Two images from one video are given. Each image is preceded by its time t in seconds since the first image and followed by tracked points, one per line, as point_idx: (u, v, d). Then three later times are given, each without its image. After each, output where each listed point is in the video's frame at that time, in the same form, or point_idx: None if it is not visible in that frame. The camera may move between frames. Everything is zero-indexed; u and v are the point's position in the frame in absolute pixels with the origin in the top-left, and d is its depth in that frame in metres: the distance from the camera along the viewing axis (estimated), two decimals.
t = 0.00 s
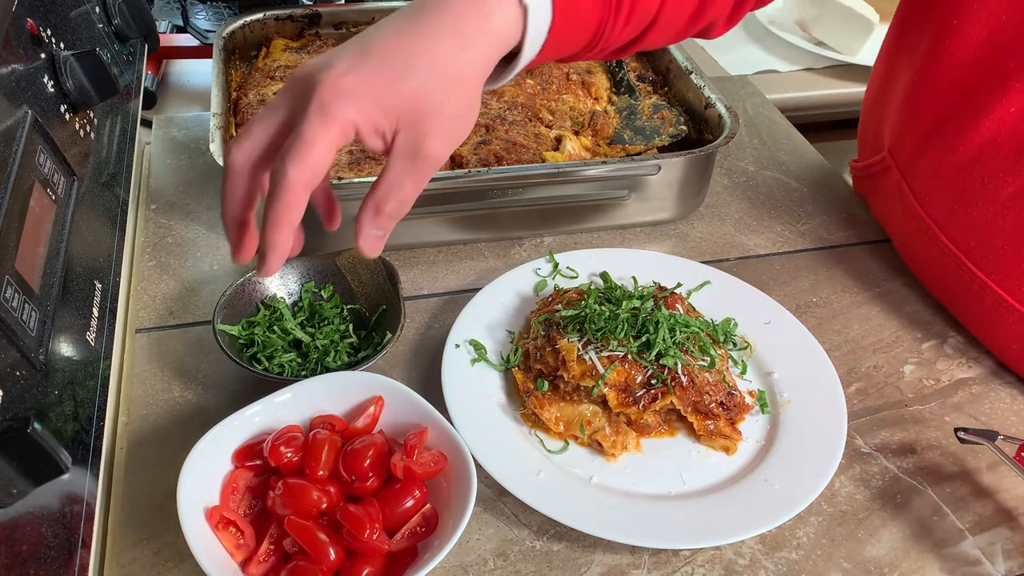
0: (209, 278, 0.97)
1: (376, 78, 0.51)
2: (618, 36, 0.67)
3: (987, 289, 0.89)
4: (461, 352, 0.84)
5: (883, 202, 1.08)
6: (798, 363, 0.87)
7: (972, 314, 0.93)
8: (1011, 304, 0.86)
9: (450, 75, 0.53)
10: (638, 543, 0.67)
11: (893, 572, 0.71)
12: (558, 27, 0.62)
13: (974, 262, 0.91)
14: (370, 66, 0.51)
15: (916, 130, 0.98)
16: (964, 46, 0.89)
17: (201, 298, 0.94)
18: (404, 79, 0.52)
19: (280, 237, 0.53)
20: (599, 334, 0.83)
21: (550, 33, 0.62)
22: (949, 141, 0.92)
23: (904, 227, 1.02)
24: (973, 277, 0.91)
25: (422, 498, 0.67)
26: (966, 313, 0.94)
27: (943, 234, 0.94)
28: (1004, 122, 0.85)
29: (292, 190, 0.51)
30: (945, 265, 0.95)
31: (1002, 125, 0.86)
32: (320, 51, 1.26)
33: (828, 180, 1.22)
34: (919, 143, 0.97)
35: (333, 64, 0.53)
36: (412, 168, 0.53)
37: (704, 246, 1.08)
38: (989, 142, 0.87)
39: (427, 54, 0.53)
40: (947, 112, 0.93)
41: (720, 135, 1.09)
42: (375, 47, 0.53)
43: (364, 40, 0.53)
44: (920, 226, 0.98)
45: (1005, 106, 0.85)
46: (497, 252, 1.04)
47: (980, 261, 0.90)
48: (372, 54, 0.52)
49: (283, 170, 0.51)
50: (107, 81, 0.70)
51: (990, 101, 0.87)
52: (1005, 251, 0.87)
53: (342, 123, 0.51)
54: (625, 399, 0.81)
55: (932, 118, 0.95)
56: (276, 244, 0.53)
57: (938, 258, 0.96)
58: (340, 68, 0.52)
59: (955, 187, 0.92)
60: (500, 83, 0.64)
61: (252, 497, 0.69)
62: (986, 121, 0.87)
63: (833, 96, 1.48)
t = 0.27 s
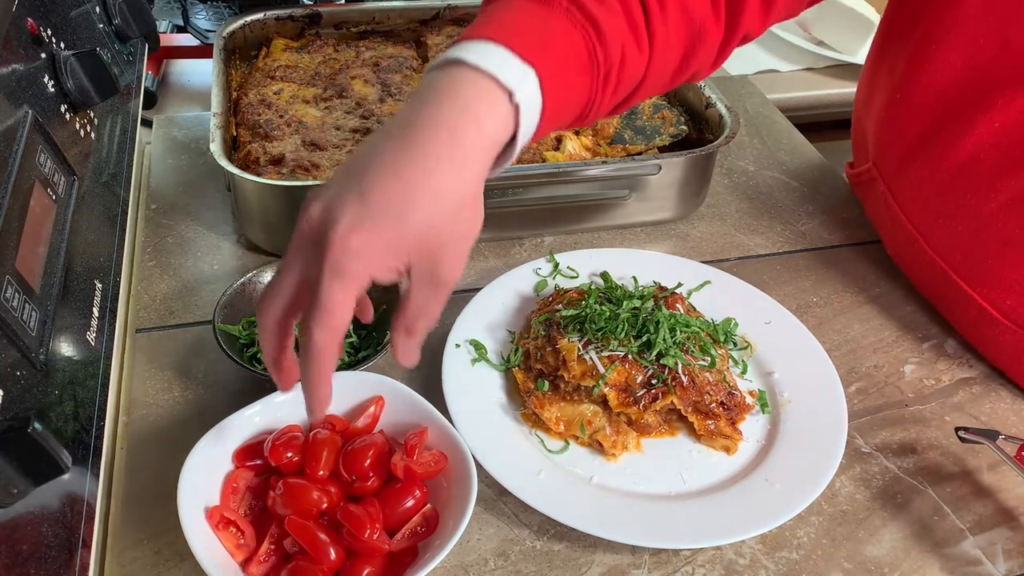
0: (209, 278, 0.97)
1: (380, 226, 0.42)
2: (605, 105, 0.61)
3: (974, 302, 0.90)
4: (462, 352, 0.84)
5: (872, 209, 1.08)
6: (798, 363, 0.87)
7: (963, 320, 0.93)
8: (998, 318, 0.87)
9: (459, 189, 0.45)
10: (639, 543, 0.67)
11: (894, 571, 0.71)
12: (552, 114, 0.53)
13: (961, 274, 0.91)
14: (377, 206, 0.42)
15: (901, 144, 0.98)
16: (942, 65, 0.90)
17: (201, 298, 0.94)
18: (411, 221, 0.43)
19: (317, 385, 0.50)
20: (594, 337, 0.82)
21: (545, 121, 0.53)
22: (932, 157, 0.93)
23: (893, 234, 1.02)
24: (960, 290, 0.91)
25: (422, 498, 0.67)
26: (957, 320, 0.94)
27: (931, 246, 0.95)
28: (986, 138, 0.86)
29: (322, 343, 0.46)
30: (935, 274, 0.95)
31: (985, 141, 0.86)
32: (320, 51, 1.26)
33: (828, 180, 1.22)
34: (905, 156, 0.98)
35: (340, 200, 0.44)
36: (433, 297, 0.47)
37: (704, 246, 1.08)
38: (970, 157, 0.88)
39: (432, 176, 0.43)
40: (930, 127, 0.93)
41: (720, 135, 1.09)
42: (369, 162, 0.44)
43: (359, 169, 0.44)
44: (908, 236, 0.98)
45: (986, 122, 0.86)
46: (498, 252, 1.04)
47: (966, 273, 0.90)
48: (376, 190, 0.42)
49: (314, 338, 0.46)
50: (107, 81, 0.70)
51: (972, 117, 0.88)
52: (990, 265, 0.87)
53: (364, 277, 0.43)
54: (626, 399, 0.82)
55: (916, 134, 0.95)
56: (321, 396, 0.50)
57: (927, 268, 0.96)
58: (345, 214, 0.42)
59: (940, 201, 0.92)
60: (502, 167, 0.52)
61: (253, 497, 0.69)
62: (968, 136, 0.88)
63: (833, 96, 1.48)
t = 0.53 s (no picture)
0: (209, 278, 0.97)
1: (400, 347, 0.48)
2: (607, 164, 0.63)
3: (966, 309, 0.90)
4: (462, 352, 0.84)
5: (865, 213, 1.08)
6: (798, 363, 0.87)
7: (958, 325, 0.93)
8: (991, 324, 0.87)
9: (459, 309, 0.50)
10: (639, 542, 0.67)
11: (894, 572, 0.71)
12: (553, 195, 0.57)
13: (951, 280, 0.92)
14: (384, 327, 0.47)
15: (890, 152, 0.99)
16: (929, 77, 0.91)
17: (201, 298, 0.94)
18: (422, 345, 0.48)
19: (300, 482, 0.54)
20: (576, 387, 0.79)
21: (547, 203, 0.57)
22: (922, 165, 0.94)
23: (886, 240, 1.02)
24: (951, 297, 0.92)
25: (422, 499, 0.67)
26: (952, 324, 0.94)
27: (921, 253, 0.95)
28: (975, 147, 0.88)
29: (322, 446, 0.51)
30: (925, 279, 0.96)
31: (975, 150, 0.88)
32: (320, 50, 1.26)
33: (829, 180, 1.22)
34: (896, 164, 0.98)
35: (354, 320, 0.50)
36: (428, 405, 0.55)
37: (704, 246, 1.08)
38: (958, 166, 0.89)
39: (442, 296, 0.48)
40: (918, 137, 0.95)
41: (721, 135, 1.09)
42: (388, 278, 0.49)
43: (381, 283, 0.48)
44: (900, 243, 0.99)
45: (975, 131, 0.88)
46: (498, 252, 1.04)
47: (957, 280, 0.91)
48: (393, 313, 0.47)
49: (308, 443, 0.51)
50: (108, 80, 0.70)
51: (960, 126, 0.89)
52: (981, 272, 0.88)
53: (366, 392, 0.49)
54: (626, 399, 0.82)
55: (905, 143, 0.97)
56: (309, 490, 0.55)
57: (920, 275, 0.96)
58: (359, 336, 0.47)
59: (930, 207, 0.93)
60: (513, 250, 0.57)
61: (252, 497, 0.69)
62: (956, 145, 0.89)
63: (833, 96, 1.48)
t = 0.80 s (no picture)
0: (209, 278, 0.97)
1: (362, 362, 0.51)
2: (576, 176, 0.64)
3: (963, 316, 0.90)
4: (463, 352, 0.84)
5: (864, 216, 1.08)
6: (799, 363, 0.87)
7: (956, 329, 0.93)
8: (988, 331, 0.87)
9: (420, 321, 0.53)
10: (639, 543, 0.67)
11: (895, 572, 0.71)
12: (516, 211, 0.58)
13: (947, 288, 0.92)
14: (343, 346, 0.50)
15: (887, 159, 0.99)
16: (923, 86, 0.91)
17: (201, 298, 0.94)
18: (386, 358, 0.51)
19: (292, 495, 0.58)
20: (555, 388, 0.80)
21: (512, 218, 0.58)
22: (917, 173, 0.94)
23: (884, 243, 1.02)
24: (948, 304, 0.92)
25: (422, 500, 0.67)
26: (951, 328, 0.94)
27: (919, 260, 0.95)
28: (969, 156, 0.88)
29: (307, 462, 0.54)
30: (922, 285, 0.96)
31: (969, 158, 0.88)
32: (321, 50, 1.26)
33: (829, 180, 1.22)
34: (892, 170, 0.99)
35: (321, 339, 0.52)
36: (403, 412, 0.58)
37: (705, 247, 1.08)
38: (952, 175, 0.90)
39: (399, 311, 0.51)
40: (913, 144, 0.95)
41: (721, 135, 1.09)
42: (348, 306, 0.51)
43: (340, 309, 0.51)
44: (898, 248, 0.99)
45: (968, 141, 0.88)
46: (498, 252, 1.04)
47: (953, 287, 0.91)
48: (356, 331, 0.50)
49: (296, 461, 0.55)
50: (108, 80, 0.70)
51: (953, 135, 0.89)
52: (976, 281, 0.88)
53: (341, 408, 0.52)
54: (626, 399, 0.82)
55: (900, 150, 0.97)
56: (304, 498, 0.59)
57: (917, 280, 0.96)
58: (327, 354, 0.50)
59: (925, 215, 0.93)
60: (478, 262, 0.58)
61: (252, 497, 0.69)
62: (949, 154, 0.89)
63: (834, 96, 1.48)
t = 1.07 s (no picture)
0: (210, 278, 0.97)
1: (286, 348, 0.50)
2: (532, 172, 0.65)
3: (960, 321, 0.90)
4: (463, 353, 0.84)
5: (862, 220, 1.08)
6: (799, 364, 0.87)
7: (952, 332, 0.93)
8: (986, 335, 0.87)
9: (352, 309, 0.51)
10: (640, 544, 0.67)
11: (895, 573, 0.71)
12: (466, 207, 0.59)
13: (944, 292, 0.91)
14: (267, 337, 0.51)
15: (882, 164, 0.99)
16: (917, 92, 0.91)
17: (201, 299, 0.94)
18: (314, 349, 0.51)
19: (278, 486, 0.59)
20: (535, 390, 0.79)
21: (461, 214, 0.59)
22: (912, 178, 0.94)
23: (880, 247, 1.02)
24: (944, 308, 0.92)
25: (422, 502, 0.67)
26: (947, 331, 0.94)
27: (915, 264, 0.95)
28: (964, 161, 0.88)
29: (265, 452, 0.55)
30: (920, 290, 0.95)
31: (964, 164, 0.88)
32: (321, 51, 1.26)
33: (829, 181, 1.22)
34: (888, 175, 0.98)
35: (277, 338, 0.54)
36: (355, 400, 0.55)
37: (705, 247, 1.08)
38: (947, 180, 0.90)
39: (334, 299, 0.51)
40: (908, 149, 0.95)
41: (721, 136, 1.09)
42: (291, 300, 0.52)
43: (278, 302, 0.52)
44: (894, 252, 0.98)
45: (963, 146, 0.88)
46: (498, 252, 1.04)
47: (950, 291, 0.91)
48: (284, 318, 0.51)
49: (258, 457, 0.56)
50: (109, 81, 0.70)
51: (948, 140, 0.89)
52: (974, 285, 0.88)
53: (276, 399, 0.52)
54: (626, 400, 0.82)
55: (895, 154, 0.97)
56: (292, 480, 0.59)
57: (913, 284, 0.96)
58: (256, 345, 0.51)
59: (921, 220, 0.93)
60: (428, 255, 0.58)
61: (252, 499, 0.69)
62: (944, 159, 0.90)
63: (834, 97, 1.48)
